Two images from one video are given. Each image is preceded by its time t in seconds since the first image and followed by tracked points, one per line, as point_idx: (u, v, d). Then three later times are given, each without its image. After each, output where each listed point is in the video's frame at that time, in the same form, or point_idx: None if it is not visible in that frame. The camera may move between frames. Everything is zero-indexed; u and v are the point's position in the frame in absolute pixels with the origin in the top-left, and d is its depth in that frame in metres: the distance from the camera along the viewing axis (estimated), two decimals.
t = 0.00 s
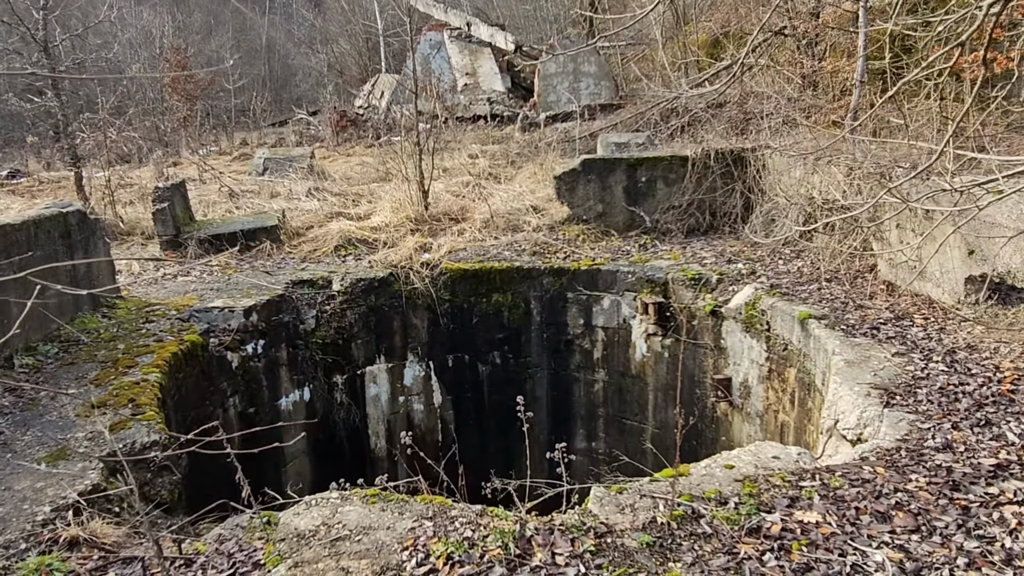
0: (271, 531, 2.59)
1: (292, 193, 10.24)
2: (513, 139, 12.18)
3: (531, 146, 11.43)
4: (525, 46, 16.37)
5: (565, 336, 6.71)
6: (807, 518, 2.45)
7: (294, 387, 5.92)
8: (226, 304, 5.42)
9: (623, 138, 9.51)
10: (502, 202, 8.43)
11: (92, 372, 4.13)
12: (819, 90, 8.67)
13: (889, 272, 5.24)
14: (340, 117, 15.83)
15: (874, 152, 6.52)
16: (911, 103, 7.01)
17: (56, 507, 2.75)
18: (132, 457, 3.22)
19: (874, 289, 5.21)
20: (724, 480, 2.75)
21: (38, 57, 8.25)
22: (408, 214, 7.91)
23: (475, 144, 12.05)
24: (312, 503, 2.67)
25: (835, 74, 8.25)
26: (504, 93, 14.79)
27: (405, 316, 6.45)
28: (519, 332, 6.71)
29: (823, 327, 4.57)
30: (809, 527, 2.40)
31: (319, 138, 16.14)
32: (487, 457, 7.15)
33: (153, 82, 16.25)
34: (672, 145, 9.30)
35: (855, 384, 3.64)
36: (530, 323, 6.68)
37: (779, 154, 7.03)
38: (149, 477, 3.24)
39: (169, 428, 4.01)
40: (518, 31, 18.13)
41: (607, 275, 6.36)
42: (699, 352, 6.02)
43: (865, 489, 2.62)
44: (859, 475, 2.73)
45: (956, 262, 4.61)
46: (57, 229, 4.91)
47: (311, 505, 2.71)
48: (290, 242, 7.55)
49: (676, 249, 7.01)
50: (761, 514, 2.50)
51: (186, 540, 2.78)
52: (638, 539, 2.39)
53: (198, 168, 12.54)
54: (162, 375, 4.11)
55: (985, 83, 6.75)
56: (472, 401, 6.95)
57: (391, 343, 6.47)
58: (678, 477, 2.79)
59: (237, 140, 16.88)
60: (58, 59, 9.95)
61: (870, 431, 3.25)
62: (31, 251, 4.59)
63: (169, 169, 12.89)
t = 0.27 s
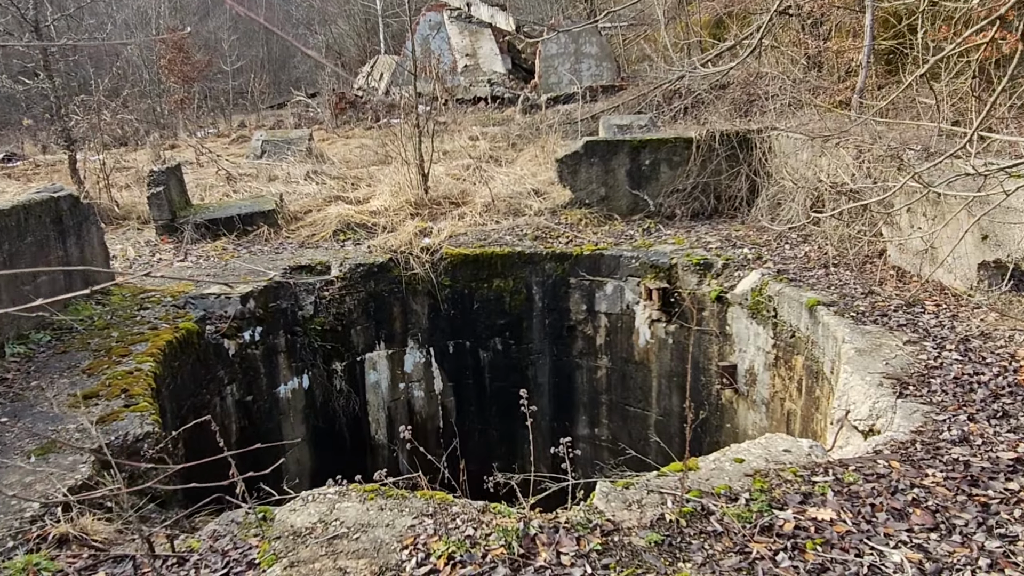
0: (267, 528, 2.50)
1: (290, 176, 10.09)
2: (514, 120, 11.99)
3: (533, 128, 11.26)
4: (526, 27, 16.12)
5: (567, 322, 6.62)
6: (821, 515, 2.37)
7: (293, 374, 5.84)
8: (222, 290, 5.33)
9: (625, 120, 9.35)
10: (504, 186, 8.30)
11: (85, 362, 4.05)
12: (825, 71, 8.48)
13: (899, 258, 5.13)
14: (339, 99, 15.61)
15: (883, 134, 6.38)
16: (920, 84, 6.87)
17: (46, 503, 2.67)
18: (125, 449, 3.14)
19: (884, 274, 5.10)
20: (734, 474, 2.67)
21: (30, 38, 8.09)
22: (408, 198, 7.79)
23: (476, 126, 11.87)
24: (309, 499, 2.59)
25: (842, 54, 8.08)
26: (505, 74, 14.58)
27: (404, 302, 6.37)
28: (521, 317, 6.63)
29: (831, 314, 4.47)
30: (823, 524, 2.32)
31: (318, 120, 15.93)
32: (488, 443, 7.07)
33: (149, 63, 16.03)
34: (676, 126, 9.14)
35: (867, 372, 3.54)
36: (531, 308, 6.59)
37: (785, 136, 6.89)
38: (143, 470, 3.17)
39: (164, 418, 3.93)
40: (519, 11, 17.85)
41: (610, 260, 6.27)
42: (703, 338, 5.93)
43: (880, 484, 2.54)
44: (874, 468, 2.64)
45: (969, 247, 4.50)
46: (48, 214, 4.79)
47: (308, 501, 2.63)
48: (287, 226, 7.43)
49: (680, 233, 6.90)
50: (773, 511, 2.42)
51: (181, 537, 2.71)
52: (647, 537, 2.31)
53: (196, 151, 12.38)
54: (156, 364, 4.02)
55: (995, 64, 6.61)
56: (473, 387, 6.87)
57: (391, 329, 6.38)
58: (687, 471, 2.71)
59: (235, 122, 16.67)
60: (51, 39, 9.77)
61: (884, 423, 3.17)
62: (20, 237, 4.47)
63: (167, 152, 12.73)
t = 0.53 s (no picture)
0: (261, 533, 2.41)
1: (287, 162, 9.93)
2: (514, 104, 11.79)
3: (533, 112, 11.07)
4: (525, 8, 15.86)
5: (568, 311, 6.53)
6: (838, 520, 2.27)
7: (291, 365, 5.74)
8: (217, 281, 5.22)
9: (627, 104, 9.18)
10: (504, 171, 8.16)
11: (75, 356, 3.94)
12: (830, 53, 8.32)
13: (909, 246, 5.02)
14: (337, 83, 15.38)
15: (891, 118, 6.24)
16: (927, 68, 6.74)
17: (32, 507, 2.58)
18: (115, 448, 3.04)
19: (894, 263, 4.99)
20: (745, 475, 2.57)
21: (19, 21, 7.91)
22: (407, 185, 7.66)
23: (475, 110, 11.68)
24: (304, 503, 2.49)
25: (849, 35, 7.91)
26: (504, 57, 14.35)
27: (403, 291, 6.28)
28: (522, 306, 6.53)
29: (840, 305, 4.37)
30: (840, 530, 2.22)
31: (315, 104, 15.71)
32: (489, 434, 6.99)
33: (143, 46, 15.78)
34: (678, 110, 8.98)
35: (880, 366, 3.44)
36: (533, 297, 6.49)
37: (792, 121, 6.75)
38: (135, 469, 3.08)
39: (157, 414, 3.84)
40: None
41: (613, 248, 6.16)
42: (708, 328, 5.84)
43: (897, 486, 2.44)
44: (891, 469, 2.55)
45: (983, 236, 4.39)
46: (37, 203, 4.57)
47: (304, 504, 2.53)
48: (284, 213, 7.31)
49: (684, 220, 6.78)
50: (787, 516, 2.32)
51: (172, 541, 2.62)
52: (656, 545, 2.21)
53: (191, 136, 12.20)
54: (148, 358, 3.92)
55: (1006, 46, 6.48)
56: (473, 377, 6.78)
57: (390, 319, 6.28)
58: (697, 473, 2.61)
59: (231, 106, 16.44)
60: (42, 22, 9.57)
61: (898, 420, 3.07)
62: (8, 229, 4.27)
63: (162, 137, 12.55)
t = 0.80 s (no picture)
0: (251, 539, 2.32)
1: (284, 148, 9.78)
2: (514, 88, 11.60)
3: (533, 97, 10.89)
4: None
5: (569, 300, 6.44)
6: (851, 525, 2.18)
7: (287, 356, 5.65)
8: (212, 271, 5.13)
9: (630, 88, 9.02)
10: (504, 157, 8.02)
11: (65, 350, 3.85)
12: (835, 36, 8.18)
13: (919, 235, 4.92)
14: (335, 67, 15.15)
15: (900, 103, 6.10)
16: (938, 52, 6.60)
17: (15, 510, 2.50)
18: (103, 447, 2.94)
19: (903, 253, 4.89)
20: (753, 477, 2.47)
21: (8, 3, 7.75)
22: (405, 171, 7.53)
23: (475, 94, 11.50)
24: (295, 507, 2.41)
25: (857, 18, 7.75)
26: (505, 40, 14.12)
27: (402, 280, 6.18)
28: (522, 295, 6.44)
29: (848, 295, 4.27)
30: (853, 536, 2.13)
31: (313, 89, 15.50)
32: (489, 424, 6.91)
33: (138, 29, 15.55)
34: (682, 94, 8.82)
35: (890, 360, 3.35)
36: (533, 286, 6.41)
37: (798, 106, 6.61)
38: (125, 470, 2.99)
39: (149, 409, 3.75)
40: None
41: (615, 236, 6.07)
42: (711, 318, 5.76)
43: (912, 489, 2.35)
44: (904, 470, 2.46)
45: (996, 225, 4.28)
46: (26, 192, 4.45)
47: (295, 508, 2.44)
48: (280, 201, 7.19)
49: (687, 207, 6.66)
50: (797, 521, 2.23)
51: (160, 546, 2.54)
52: (661, 552, 2.13)
53: (187, 121, 12.02)
54: (139, 352, 3.83)
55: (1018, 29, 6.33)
56: (473, 366, 6.70)
57: (388, 308, 6.20)
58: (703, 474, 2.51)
59: (229, 90, 16.22)
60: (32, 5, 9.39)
61: (909, 417, 2.98)
62: None
63: (157, 122, 12.37)
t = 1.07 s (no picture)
0: (232, 548, 2.22)
1: (281, 132, 9.62)
2: (516, 71, 11.39)
3: (535, 79, 10.68)
4: None
5: (570, 289, 6.32)
6: (862, 536, 2.07)
7: (282, 346, 5.55)
8: (203, 260, 5.01)
9: (633, 70, 8.82)
10: (504, 141, 7.86)
11: (49, 343, 3.74)
12: (844, 16, 7.97)
13: (930, 223, 4.78)
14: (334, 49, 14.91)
15: (911, 86, 5.93)
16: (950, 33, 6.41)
17: None
18: (84, 446, 2.84)
19: (913, 241, 4.75)
20: (758, 481, 2.36)
21: None
22: (403, 156, 7.38)
23: (476, 76, 11.29)
24: (279, 512, 2.30)
25: None
26: (506, 21, 13.86)
27: (399, 268, 6.06)
28: (522, 284, 6.32)
29: (856, 286, 4.14)
30: (864, 548, 2.02)
31: (312, 71, 15.27)
32: (489, 414, 6.82)
33: (134, 11, 15.32)
34: (687, 76, 8.62)
35: (901, 355, 3.23)
36: (533, 274, 6.29)
37: (805, 89, 6.43)
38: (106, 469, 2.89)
39: (136, 404, 3.65)
40: None
41: (616, 224, 5.95)
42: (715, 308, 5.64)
43: (926, 495, 2.23)
44: (917, 474, 2.34)
45: (1011, 214, 4.14)
46: (11, 180, 4.33)
47: (279, 513, 2.34)
48: (275, 187, 7.05)
49: (691, 193, 6.51)
50: (805, 530, 2.11)
51: (140, 552, 2.43)
52: (661, 564, 2.01)
53: (183, 105, 11.84)
54: (125, 346, 3.71)
55: None
56: (472, 356, 6.60)
57: (386, 297, 6.09)
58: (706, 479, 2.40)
59: (227, 72, 16.00)
60: None
61: (921, 417, 2.86)
62: None
63: (154, 106, 12.19)
